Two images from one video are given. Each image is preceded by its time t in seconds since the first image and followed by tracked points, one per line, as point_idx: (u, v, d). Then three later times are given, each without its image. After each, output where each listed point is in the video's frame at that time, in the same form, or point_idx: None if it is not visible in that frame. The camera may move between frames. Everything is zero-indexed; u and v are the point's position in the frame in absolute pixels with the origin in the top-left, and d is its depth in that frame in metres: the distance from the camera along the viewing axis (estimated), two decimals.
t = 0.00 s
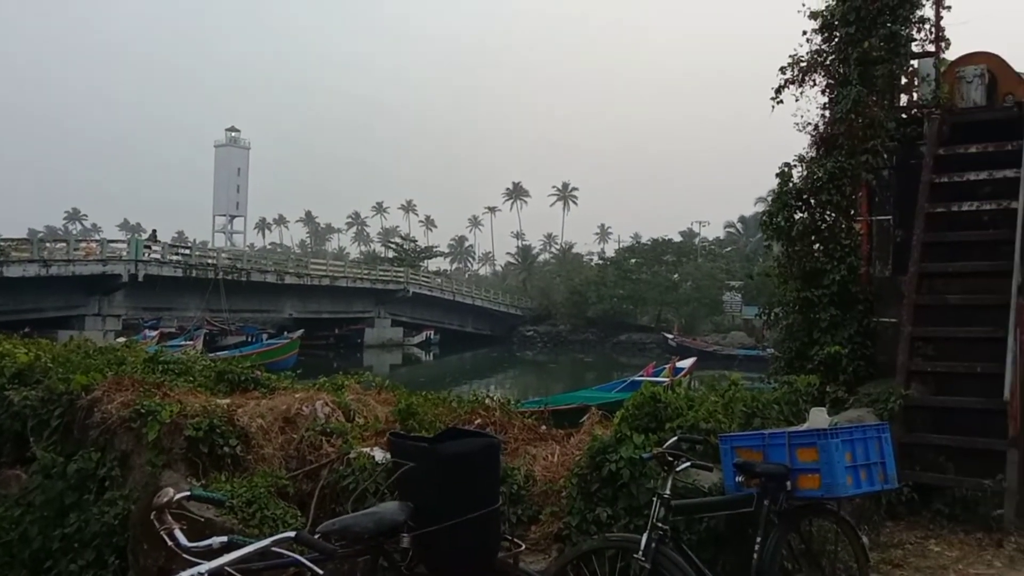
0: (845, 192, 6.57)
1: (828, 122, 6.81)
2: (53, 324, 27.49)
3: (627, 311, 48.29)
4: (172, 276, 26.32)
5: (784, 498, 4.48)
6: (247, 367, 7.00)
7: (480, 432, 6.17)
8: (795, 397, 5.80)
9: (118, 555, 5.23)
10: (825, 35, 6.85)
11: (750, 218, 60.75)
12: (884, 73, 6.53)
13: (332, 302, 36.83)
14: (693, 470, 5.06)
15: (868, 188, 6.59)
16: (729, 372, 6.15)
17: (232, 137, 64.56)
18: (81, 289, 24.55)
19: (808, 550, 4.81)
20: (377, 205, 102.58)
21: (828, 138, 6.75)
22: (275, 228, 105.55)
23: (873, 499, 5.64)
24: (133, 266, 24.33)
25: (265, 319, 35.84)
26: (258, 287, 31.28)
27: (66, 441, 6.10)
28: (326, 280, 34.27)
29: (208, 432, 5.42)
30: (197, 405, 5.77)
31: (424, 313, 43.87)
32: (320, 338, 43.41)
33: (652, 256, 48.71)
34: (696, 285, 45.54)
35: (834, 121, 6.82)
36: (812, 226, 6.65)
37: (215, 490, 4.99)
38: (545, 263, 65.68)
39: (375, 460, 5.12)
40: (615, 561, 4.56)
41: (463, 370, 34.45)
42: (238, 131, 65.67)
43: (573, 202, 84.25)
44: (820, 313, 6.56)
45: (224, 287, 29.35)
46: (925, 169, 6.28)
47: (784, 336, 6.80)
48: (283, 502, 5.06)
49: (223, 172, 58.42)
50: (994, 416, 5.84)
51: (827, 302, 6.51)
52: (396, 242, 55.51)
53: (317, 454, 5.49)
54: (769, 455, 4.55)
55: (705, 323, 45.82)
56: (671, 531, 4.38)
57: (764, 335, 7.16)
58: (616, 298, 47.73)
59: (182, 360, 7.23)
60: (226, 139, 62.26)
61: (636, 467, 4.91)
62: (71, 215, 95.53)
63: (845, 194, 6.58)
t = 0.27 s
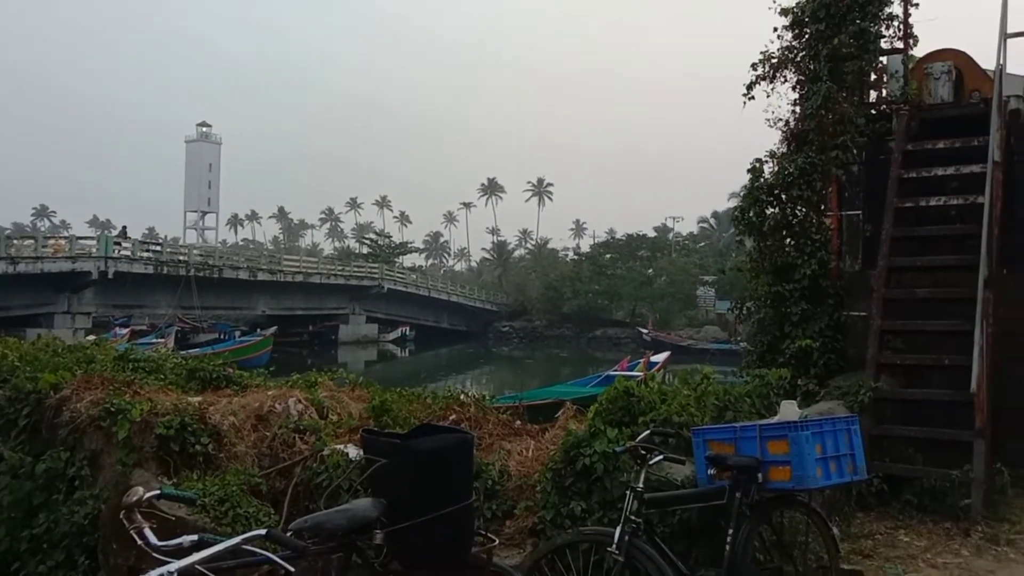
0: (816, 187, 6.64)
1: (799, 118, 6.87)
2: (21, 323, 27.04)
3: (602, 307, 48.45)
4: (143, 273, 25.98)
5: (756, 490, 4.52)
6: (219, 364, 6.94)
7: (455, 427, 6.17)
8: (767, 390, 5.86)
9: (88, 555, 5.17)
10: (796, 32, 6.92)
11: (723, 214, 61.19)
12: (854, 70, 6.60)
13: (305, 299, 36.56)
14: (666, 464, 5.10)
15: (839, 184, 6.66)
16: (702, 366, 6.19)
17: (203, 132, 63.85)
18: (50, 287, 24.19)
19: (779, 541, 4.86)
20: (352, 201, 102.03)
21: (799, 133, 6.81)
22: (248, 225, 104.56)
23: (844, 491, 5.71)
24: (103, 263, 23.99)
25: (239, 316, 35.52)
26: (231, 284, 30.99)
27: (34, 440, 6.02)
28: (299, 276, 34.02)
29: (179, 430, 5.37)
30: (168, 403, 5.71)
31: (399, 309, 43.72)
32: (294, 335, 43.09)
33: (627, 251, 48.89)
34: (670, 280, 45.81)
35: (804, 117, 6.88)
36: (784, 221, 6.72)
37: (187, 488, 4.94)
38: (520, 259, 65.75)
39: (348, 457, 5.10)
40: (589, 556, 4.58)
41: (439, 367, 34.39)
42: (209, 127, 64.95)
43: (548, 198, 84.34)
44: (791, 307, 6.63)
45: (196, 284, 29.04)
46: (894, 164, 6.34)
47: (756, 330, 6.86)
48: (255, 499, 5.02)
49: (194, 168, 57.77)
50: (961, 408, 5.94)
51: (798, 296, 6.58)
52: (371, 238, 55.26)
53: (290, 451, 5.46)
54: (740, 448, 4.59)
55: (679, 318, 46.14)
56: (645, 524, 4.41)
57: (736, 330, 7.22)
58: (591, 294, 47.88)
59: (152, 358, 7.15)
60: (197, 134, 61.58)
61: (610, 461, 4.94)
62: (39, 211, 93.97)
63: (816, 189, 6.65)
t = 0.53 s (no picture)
0: (796, 185, 6.69)
1: (779, 116, 6.90)
2: None
3: (584, 303, 48.54)
4: (123, 269, 25.76)
5: (736, 485, 4.56)
6: (199, 361, 6.90)
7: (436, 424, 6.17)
8: (747, 387, 5.90)
9: (66, 553, 5.13)
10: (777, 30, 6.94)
11: (705, 211, 61.50)
12: (834, 68, 6.64)
13: (287, 296, 36.36)
14: (647, 460, 5.12)
15: (818, 182, 6.71)
16: (683, 363, 6.23)
17: (184, 127, 63.35)
18: (27, 283, 23.93)
19: (759, 536, 4.89)
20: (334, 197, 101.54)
21: (779, 131, 6.85)
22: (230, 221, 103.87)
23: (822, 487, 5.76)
24: (82, 259, 23.75)
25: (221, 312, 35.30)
26: (211, 280, 30.77)
27: (11, 437, 5.96)
28: (280, 272, 33.83)
29: (158, 428, 5.33)
30: (147, 400, 5.67)
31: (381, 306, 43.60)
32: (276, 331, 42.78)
33: (610, 248, 49.02)
34: (652, 277, 46.00)
35: (785, 115, 6.92)
36: (765, 219, 6.76)
37: (166, 486, 4.91)
38: (503, 255, 65.70)
39: (329, 454, 5.08)
40: (570, 552, 4.60)
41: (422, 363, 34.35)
42: (189, 122, 64.43)
43: (531, 195, 84.39)
44: (771, 304, 6.67)
45: (176, 280, 28.82)
46: (873, 161, 6.39)
47: (737, 327, 6.90)
48: (236, 497, 5.00)
49: (174, 163, 57.31)
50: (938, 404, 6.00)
51: (778, 294, 6.62)
52: (353, 235, 55.07)
53: (270, 449, 5.44)
54: (720, 443, 4.62)
55: (661, 315, 46.31)
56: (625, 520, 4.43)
57: (718, 327, 7.26)
58: (574, 291, 47.96)
59: (131, 355, 7.10)
60: (177, 129, 61.05)
61: (591, 457, 4.95)
62: (16, 207, 92.85)
63: (796, 187, 6.70)
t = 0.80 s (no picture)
0: (778, 193, 6.75)
1: (761, 124, 6.95)
2: None
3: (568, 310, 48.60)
4: (103, 275, 25.54)
5: (718, 492, 4.57)
6: (179, 368, 6.84)
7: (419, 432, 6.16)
8: (729, 393, 5.93)
9: (42, 563, 5.07)
10: (759, 39, 6.99)
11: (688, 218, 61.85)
12: (815, 77, 6.70)
13: (270, 302, 36.14)
14: (629, 466, 5.12)
15: (799, 190, 6.77)
16: (665, 369, 6.24)
17: (165, 132, 62.93)
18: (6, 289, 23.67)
19: (741, 543, 4.89)
20: (317, 203, 101.13)
21: (761, 139, 6.89)
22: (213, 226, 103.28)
23: (804, 493, 5.79)
24: (62, 265, 23.53)
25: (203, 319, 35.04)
26: (192, 286, 30.56)
27: None
28: (263, 279, 33.64)
29: (137, 435, 5.28)
30: (127, 408, 5.61)
31: (364, 312, 43.46)
32: (258, 337, 42.43)
33: (594, 255, 49.17)
34: (636, 284, 46.18)
35: (767, 123, 6.97)
36: (746, 226, 6.80)
37: (145, 494, 4.86)
38: (487, 262, 65.68)
39: (311, 462, 5.05)
40: (553, 559, 4.59)
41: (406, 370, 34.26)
42: (171, 126, 64.00)
43: (515, 201, 84.50)
44: (753, 310, 6.71)
45: (158, 286, 28.60)
46: (854, 169, 6.44)
47: (719, 334, 6.93)
48: (216, 505, 4.96)
49: (155, 168, 56.89)
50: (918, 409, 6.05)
51: (760, 300, 6.66)
52: (337, 240, 54.89)
53: (251, 457, 5.40)
54: (702, 450, 4.63)
55: (644, 321, 46.46)
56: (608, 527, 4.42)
57: (700, 333, 7.29)
58: (558, 297, 48.02)
59: (111, 362, 7.04)
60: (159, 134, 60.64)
61: (574, 464, 4.95)
62: None
63: (777, 194, 6.75)
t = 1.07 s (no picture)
0: (751, 198, 6.81)
1: (734, 129, 7.01)
2: None
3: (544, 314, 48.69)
4: (73, 279, 25.23)
5: (691, 494, 4.59)
6: (150, 374, 6.77)
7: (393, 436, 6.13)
8: (702, 396, 5.97)
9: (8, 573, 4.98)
10: (731, 45, 7.06)
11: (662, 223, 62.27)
12: (787, 83, 6.78)
13: (243, 307, 35.84)
14: (603, 470, 5.14)
15: (772, 195, 6.84)
16: (639, 373, 6.27)
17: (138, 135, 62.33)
18: None
19: (714, 545, 4.92)
20: (293, 206, 100.49)
21: (734, 144, 6.95)
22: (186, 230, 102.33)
23: (777, 495, 5.84)
24: (31, 269, 23.22)
25: (176, 324, 34.66)
26: (163, 291, 30.26)
27: None
28: (237, 283, 33.37)
29: (107, 442, 5.21)
30: (96, 414, 5.53)
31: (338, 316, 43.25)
32: (231, 342, 41.97)
33: (570, 259, 49.31)
34: (611, 288, 46.39)
35: (740, 128, 7.03)
36: (719, 231, 6.87)
37: (114, 501, 4.80)
38: (463, 266, 65.60)
39: (283, 467, 5.01)
40: (527, 563, 4.58)
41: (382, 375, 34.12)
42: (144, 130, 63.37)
43: (491, 206, 84.60)
44: (726, 314, 6.77)
45: (129, 291, 28.31)
46: (826, 174, 6.51)
47: (694, 337, 6.98)
48: (187, 512, 4.90)
49: (128, 171, 56.28)
50: (889, 411, 6.12)
51: (733, 304, 6.72)
52: (312, 245, 54.60)
53: (223, 463, 5.34)
54: (676, 453, 4.65)
55: (620, 325, 46.65)
56: (582, 530, 4.41)
57: (675, 337, 7.34)
58: (534, 301, 48.09)
59: (81, 368, 6.94)
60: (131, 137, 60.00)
61: (549, 467, 4.95)
62: None
63: (750, 200, 6.81)
